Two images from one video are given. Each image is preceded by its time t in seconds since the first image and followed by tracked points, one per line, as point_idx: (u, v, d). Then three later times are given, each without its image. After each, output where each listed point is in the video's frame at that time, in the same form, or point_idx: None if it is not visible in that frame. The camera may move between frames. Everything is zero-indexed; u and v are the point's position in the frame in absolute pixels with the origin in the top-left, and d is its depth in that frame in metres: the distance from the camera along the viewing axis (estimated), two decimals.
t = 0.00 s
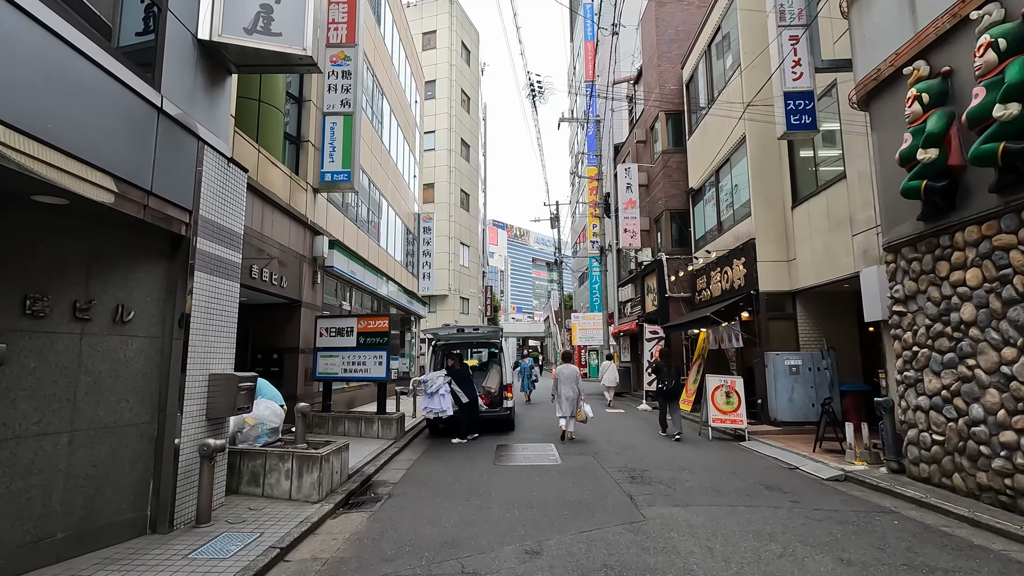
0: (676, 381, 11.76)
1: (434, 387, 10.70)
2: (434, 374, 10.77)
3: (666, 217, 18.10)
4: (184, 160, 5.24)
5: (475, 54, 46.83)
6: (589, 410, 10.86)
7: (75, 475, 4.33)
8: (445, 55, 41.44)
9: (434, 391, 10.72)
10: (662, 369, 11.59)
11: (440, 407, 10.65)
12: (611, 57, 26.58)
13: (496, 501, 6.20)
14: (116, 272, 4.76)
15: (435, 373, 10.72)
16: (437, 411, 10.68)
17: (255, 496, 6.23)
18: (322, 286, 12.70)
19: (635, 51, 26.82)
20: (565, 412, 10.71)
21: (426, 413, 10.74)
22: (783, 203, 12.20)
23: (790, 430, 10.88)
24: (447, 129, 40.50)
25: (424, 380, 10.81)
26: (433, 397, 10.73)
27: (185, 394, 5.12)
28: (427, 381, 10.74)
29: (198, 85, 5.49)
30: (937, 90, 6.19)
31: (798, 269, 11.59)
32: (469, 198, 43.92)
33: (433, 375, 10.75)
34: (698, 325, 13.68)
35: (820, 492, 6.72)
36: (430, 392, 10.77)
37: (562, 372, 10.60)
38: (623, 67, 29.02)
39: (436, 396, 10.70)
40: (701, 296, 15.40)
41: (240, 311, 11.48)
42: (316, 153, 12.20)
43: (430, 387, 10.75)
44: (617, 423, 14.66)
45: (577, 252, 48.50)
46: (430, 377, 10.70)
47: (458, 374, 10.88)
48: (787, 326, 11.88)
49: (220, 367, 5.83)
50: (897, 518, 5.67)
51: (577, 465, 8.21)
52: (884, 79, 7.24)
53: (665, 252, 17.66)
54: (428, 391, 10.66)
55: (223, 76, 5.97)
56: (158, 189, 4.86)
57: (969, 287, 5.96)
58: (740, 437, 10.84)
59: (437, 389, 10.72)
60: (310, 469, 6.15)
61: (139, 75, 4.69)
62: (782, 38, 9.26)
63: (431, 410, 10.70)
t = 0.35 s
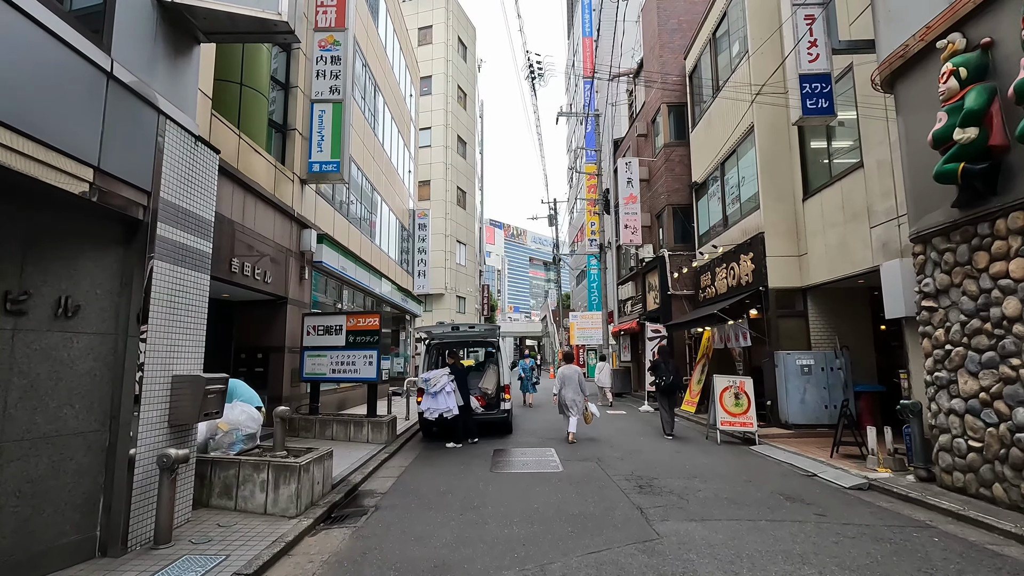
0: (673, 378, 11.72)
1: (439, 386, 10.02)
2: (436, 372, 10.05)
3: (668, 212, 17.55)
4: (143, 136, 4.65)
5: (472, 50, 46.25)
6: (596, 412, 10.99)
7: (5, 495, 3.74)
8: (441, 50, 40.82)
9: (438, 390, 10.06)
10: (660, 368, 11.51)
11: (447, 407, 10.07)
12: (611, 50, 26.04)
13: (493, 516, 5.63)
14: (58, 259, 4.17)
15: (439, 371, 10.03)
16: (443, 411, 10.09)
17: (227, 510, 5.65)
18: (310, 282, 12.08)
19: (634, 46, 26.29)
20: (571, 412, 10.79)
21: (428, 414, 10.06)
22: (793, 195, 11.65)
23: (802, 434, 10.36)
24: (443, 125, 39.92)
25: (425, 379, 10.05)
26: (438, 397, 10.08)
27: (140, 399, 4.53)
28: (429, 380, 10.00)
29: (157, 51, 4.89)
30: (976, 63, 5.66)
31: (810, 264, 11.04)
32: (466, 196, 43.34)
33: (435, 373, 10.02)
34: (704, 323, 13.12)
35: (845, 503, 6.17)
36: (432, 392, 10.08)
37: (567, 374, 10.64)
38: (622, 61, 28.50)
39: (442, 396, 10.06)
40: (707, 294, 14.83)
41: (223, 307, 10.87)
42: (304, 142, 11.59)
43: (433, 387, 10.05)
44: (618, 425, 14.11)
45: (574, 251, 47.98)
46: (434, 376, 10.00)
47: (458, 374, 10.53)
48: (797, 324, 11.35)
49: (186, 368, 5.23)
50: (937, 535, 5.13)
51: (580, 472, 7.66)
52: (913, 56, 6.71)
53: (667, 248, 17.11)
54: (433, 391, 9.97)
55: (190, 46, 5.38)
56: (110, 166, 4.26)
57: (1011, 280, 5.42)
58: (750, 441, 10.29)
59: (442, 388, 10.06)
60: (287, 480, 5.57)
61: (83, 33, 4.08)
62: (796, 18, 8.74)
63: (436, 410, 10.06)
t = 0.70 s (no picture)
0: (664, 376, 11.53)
1: (434, 385, 9.65)
2: (430, 370, 9.75)
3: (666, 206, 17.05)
4: (82, 101, 4.07)
5: (465, 44, 45.59)
6: (592, 408, 10.85)
7: None
8: (433, 43, 40.15)
9: (435, 389, 9.67)
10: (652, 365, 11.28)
11: (446, 405, 9.60)
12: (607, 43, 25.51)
13: (483, 529, 5.10)
14: None
15: (432, 369, 9.72)
16: (444, 410, 9.63)
17: (187, 524, 5.09)
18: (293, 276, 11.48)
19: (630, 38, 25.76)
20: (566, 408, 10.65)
21: (429, 416, 9.68)
22: (799, 186, 11.17)
23: (808, 435, 9.88)
24: (436, 120, 39.29)
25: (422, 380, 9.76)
26: (436, 397, 9.68)
27: (76, 402, 3.96)
28: (424, 380, 9.70)
29: (100, 5, 4.29)
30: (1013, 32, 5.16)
31: (817, 258, 10.57)
32: (459, 191, 42.75)
33: (429, 372, 9.71)
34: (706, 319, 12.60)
35: (866, 513, 5.67)
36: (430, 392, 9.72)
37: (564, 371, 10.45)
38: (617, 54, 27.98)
39: (438, 395, 9.64)
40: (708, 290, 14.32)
41: (198, 303, 10.24)
42: (285, 129, 10.97)
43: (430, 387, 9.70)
44: (615, 425, 13.60)
45: (569, 248, 47.48)
46: (428, 375, 9.68)
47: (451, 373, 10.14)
48: (802, 321, 10.88)
49: (136, 366, 4.65)
50: (972, 550, 4.64)
51: (578, 478, 7.13)
52: (940, 29, 6.21)
53: (665, 242, 16.61)
54: (429, 391, 9.62)
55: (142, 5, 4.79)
56: (36, 132, 3.68)
57: None
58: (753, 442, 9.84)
59: (438, 386, 9.67)
60: (253, 492, 5.00)
61: None
62: None
63: (437, 410, 9.65)
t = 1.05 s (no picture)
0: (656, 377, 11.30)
1: (425, 386, 9.27)
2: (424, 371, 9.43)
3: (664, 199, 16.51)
4: None
5: (458, 37, 44.86)
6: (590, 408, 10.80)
7: None
8: (425, 35, 39.41)
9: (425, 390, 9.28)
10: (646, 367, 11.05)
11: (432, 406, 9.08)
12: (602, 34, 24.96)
13: (469, 553, 4.52)
14: None
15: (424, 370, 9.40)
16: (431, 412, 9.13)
17: (135, 548, 4.49)
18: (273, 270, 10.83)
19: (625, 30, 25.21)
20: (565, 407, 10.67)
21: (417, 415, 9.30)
22: (805, 177, 10.67)
23: (816, 439, 9.39)
24: (428, 113, 38.59)
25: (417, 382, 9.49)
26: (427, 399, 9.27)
27: None
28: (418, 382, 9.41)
29: None
30: None
31: (824, 252, 10.06)
32: (451, 186, 42.08)
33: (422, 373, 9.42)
34: (708, 316, 12.07)
35: (892, 530, 5.16)
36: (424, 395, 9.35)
37: (563, 372, 10.41)
38: (613, 47, 27.41)
39: (427, 396, 9.20)
40: (709, 286, 13.79)
41: (170, 299, 9.56)
42: (263, 114, 10.32)
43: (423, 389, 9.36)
44: (611, 427, 13.07)
45: (562, 245, 46.96)
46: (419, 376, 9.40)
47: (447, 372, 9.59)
48: (809, 318, 10.38)
49: (69, 369, 4.03)
50: None
51: (575, 488, 6.57)
52: None
53: (663, 237, 16.08)
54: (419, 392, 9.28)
55: None
56: None
57: None
58: (758, 445, 9.36)
59: (428, 388, 9.25)
60: (208, 513, 4.40)
61: None
62: None
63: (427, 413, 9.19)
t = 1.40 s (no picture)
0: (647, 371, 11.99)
1: (421, 382, 8.70)
2: (420, 365, 8.85)
3: (659, 192, 16.01)
4: None
5: (449, 30, 44.17)
6: (588, 404, 11.19)
7: None
8: (415, 27, 38.70)
9: (420, 386, 8.71)
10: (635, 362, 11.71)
11: (430, 404, 8.61)
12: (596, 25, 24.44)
13: None
14: None
15: (421, 363, 8.80)
16: (425, 410, 8.63)
17: (67, 573, 3.91)
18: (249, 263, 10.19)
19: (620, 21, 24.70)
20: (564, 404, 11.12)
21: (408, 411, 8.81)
22: (810, 166, 10.20)
23: (821, 440, 8.94)
24: (418, 107, 37.93)
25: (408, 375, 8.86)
26: (420, 395, 8.71)
27: None
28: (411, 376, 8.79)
29: None
30: None
31: (830, 244, 9.60)
32: (442, 181, 41.43)
33: (418, 366, 8.81)
34: (707, 312, 11.57)
35: (920, 544, 4.70)
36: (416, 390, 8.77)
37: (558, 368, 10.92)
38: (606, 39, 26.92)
39: (423, 392, 8.65)
40: (707, 281, 13.31)
41: (136, 292, 8.93)
42: (238, 96, 9.70)
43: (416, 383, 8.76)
44: (606, 426, 12.56)
45: (555, 242, 46.45)
46: (415, 370, 8.78)
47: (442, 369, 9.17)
48: (813, 313, 9.93)
49: None
50: None
51: (570, 497, 6.05)
52: None
53: (659, 231, 15.59)
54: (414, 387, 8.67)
55: None
56: None
57: None
58: (761, 447, 8.90)
59: (424, 383, 8.70)
60: (152, 533, 3.82)
61: None
62: None
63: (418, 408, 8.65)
